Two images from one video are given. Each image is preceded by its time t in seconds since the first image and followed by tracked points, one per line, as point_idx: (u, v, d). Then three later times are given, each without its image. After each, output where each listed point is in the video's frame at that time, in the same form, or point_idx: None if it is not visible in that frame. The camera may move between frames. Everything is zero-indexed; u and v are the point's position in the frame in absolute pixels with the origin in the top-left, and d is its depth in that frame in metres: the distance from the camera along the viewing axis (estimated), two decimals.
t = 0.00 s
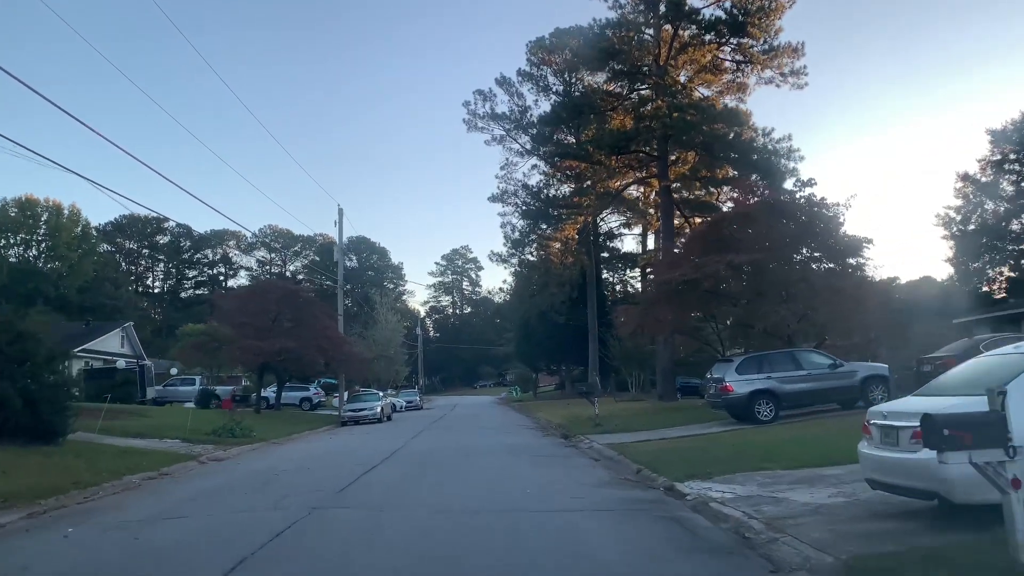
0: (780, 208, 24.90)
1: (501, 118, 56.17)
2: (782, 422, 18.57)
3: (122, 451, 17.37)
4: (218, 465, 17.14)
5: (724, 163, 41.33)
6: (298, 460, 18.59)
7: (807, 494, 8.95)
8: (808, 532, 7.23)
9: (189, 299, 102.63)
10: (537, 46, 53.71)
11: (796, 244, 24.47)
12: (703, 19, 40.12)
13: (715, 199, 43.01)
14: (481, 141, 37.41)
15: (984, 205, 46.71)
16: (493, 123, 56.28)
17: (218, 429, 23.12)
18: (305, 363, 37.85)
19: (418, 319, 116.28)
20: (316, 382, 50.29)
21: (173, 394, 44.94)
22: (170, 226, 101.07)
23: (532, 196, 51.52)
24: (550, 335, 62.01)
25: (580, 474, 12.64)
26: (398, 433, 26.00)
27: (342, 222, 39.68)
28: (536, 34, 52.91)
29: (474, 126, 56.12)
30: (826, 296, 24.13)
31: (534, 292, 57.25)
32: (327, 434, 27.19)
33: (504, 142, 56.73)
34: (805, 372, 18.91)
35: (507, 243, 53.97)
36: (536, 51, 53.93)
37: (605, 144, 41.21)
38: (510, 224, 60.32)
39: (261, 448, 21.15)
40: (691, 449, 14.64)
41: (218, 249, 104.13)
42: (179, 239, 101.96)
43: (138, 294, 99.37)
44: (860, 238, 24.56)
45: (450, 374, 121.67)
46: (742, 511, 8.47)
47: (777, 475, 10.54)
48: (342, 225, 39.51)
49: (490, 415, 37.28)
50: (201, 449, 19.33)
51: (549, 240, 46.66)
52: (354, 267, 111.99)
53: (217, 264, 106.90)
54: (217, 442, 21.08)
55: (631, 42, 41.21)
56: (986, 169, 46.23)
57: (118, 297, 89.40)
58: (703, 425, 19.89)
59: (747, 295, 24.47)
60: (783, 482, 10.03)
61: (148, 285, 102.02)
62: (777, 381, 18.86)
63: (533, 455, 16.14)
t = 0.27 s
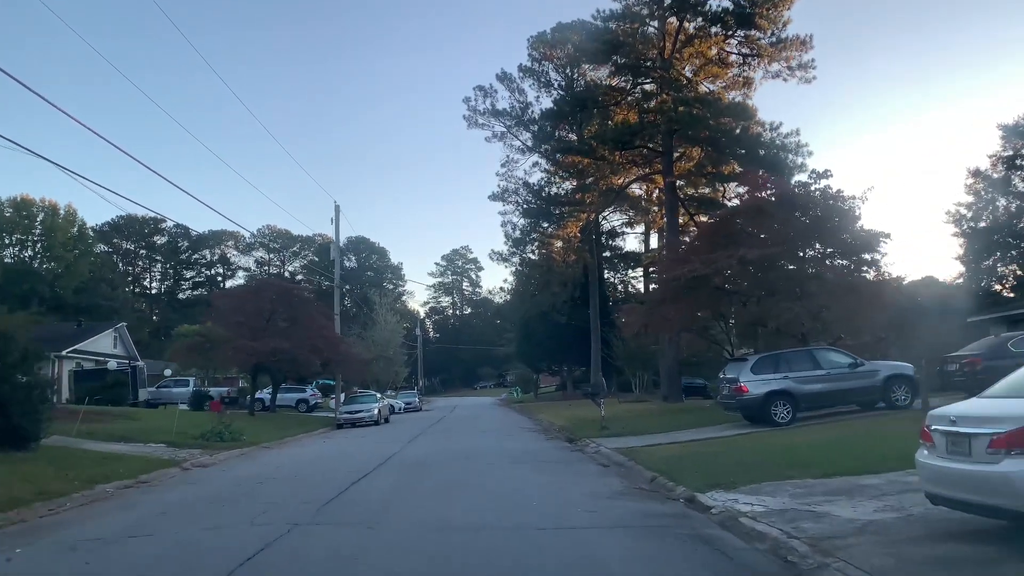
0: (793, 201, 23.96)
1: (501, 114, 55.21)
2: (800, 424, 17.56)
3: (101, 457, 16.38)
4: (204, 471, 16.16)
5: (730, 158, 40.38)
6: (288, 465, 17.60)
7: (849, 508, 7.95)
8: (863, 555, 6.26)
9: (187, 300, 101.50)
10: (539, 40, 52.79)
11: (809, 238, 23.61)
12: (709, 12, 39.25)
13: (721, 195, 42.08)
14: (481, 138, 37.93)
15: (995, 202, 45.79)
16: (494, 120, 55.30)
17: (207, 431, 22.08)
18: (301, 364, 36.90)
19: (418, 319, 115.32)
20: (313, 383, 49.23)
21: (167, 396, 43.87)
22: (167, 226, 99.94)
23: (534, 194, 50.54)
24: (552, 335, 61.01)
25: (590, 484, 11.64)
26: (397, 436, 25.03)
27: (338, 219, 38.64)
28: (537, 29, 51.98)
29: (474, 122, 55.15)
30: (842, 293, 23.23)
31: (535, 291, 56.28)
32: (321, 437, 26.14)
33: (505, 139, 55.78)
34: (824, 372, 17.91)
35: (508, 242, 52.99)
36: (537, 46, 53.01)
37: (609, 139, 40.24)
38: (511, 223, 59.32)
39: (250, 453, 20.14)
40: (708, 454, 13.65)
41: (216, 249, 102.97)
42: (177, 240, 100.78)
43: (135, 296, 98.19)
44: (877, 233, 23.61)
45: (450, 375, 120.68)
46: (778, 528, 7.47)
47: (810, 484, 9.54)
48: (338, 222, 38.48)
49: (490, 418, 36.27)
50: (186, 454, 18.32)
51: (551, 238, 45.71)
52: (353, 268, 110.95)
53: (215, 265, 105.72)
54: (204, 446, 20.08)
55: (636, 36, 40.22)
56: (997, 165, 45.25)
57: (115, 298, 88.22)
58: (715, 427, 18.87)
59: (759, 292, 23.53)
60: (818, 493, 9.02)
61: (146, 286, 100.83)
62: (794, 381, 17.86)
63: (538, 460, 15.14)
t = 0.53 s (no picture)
0: (808, 191, 22.96)
1: (503, 109, 54.25)
2: (820, 427, 16.63)
3: (78, 461, 15.42)
4: (190, 476, 15.21)
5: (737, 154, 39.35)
6: (280, 469, 16.64)
7: (904, 525, 7.00)
8: None
9: (185, 299, 100.52)
10: (541, 34, 51.84)
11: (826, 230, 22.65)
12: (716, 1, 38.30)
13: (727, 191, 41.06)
14: (480, 132, 37.85)
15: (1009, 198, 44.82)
16: (495, 115, 54.31)
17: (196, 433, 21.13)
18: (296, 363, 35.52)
19: (419, 319, 114.45)
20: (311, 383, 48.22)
21: (161, 395, 42.92)
22: (166, 224, 98.99)
23: (536, 190, 49.58)
24: (554, 334, 60.06)
25: (603, 493, 10.68)
26: (396, 437, 24.07)
27: (335, 213, 37.66)
28: (539, 22, 51.04)
29: (475, 117, 54.18)
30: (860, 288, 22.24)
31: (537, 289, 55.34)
32: (317, 438, 25.17)
33: (507, 134, 54.81)
34: (846, 372, 16.94)
35: (510, 239, 52.00)
36: (539, 40, 52.07)
37: (614, 133, 39.26)
38: (513, 220, 58.33)
39: (238, 455, 19.15)
40: (729, 460, 12.68)
41: (215, 248, 102.01)
42: (176, 238, 99.81)
43: (133, 294, 97.18)
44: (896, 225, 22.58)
45: (451, 375, 119.77)
46: (827, 549, 6.50)
47: (851, 496, 8.57)
48: (336, 217, 37.50)
49: (492, 419, 35.31)
50: (171, 457, 17.34)
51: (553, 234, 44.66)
52: (353, 266, 110.02)
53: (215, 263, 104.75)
54: (191, 448, 19.10)
55: (640, 27, 39.31)
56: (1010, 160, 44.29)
57: (112, 297, 87.23)
58: (730, 430, 17.91)
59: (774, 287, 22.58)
60: (863, 507, 8.05)
61: (144, 284, 99.64)
62: (814, 381, 16.91)
63: (546, 466, 14.18)
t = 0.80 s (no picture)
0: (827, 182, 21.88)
1: (505, 104, 53.23)
2: (843, 430, 15.66)
3: (54, 466, 14.43)
4: (174, 482, 14.32)
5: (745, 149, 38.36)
6: (271, 475, 15.66)
7: (981, 551, 6.03)
8: None
9: (185, 298, 99.48)
10: (544, 28, 50.82)
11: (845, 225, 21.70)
12: None
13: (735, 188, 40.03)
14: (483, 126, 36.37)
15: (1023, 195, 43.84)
16: (497, 110, 53.37)
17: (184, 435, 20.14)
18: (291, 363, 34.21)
19: (420, 319, 113.50)
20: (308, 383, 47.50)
21: (155, 396, 41.93)
22: (165, 223, 97.98)
23: (538, 187, 48.66)
24: (556, 334, 59.15)
25: (620, 508, 9.69)
26: (394, 440, 23.18)
27: (332, 208, 36.69)
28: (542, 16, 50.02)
29: (477, 113, 53.18)
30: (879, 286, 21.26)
31: (538, 288, 54.39)
32: (312, 441, 24.19)
33: (509, 130, 53.78)
34: (870, 372, 15.92)
35: (512, 237, 50.98)
36: (542, 34, 51.05)
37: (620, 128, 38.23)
38: (515, 218, 57.31)
39: (227, 460, 18.19)
40: (754, 467, 11.70)
41: (215, 247, 100.99)
42: (175, 237, 98.78)
43: (131, 293, 96.10)
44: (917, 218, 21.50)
45: (452, 375, 118.81)
46: None
47: (903, 512, 7.63)
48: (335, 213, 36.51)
49: (494, 420, 34.32)
50: (155, 462, 16.39)
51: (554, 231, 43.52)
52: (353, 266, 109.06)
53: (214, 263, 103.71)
54: (177, 453, 18.16)
55: (644, 20, 38.46)
56: None
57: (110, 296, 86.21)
58: (747, 434, 16.92)
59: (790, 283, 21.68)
60: (922, 528, 7.07)
61: (142, 284, 98.52)
62: (836, 382, 15.89)
63: (554, 474, 13.22)
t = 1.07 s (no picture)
0: (846, 173, 20.88)
1: (506, 100, 52.25)
2: (870, 435, 14.66)
3: (23, 475, 13.42)
4: (153, 491, 13.32)
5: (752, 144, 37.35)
6: (259, 483, 14.66)
7: None
8: None
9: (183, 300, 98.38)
10: (546, 23, 49.86)
11: (863, 219, 20.72)
12: None
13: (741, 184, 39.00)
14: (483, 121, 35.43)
15: None
16: (498, 107, 52.38)
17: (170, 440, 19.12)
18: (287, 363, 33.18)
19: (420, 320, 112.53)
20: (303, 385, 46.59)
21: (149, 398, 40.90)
22: (163, 223, 96.93)
23: (540, 185, 47.65)
24: (559, 335, 58.10)
25: (640, 526, 8.71)
26: (392, 444, 22.17)
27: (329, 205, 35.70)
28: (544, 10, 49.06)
29: (478, 109, 52.20)
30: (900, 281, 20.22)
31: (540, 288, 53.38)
32: (306, 446, 23.17)
33: (510, 126, 52.80)
34: (898, 373, 14.90)
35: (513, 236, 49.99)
36: (544, 28, 50.10)
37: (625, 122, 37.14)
38: (517, 216, 56.33)
39: (213, 467, 17.15)
40: (785, 477, 10.67)
41: (214, 247, 99.93)
42: (173, 238, 97.70)
43: (129, 294, 94.96)
44: (940, 211, 20.48)
45: (453, 376, 117.82)
46: None
47: (971, 534, 6.64)
48: (332, 210, 35.49)
49: (496, 423, 33.29)
50: (134, 469, 15.36)
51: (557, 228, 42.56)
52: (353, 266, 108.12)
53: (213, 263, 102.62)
54: (160, 459, 17.11)
55: (649, 11, 37.47)
56: None
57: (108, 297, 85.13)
58: (767, 439, 15.90)
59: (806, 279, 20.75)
60: (999, 554, 6.09)
61: (140, 285, 97.40)
62: (863, 383, 14.89)
63: (564, 483, 12.23)
